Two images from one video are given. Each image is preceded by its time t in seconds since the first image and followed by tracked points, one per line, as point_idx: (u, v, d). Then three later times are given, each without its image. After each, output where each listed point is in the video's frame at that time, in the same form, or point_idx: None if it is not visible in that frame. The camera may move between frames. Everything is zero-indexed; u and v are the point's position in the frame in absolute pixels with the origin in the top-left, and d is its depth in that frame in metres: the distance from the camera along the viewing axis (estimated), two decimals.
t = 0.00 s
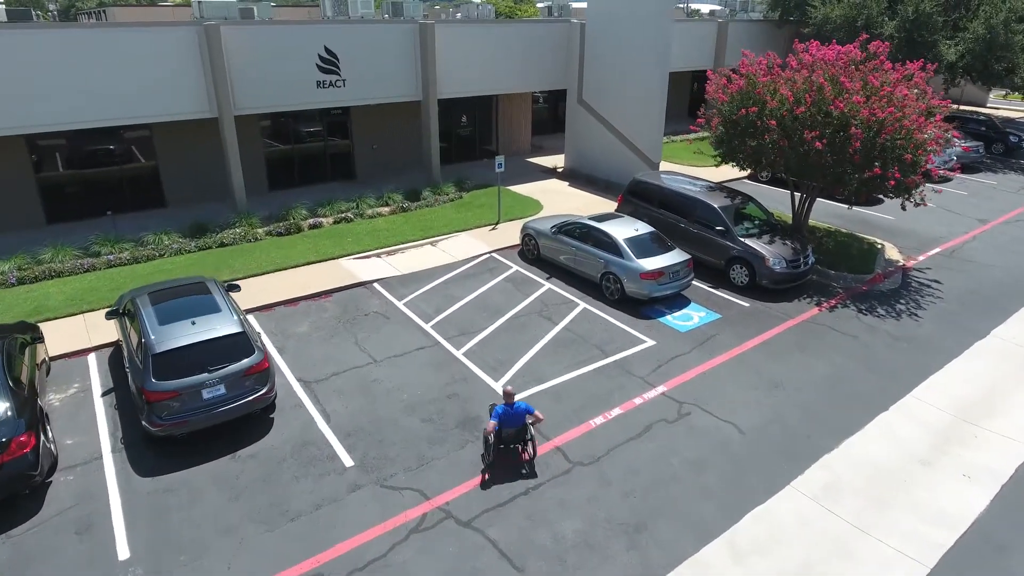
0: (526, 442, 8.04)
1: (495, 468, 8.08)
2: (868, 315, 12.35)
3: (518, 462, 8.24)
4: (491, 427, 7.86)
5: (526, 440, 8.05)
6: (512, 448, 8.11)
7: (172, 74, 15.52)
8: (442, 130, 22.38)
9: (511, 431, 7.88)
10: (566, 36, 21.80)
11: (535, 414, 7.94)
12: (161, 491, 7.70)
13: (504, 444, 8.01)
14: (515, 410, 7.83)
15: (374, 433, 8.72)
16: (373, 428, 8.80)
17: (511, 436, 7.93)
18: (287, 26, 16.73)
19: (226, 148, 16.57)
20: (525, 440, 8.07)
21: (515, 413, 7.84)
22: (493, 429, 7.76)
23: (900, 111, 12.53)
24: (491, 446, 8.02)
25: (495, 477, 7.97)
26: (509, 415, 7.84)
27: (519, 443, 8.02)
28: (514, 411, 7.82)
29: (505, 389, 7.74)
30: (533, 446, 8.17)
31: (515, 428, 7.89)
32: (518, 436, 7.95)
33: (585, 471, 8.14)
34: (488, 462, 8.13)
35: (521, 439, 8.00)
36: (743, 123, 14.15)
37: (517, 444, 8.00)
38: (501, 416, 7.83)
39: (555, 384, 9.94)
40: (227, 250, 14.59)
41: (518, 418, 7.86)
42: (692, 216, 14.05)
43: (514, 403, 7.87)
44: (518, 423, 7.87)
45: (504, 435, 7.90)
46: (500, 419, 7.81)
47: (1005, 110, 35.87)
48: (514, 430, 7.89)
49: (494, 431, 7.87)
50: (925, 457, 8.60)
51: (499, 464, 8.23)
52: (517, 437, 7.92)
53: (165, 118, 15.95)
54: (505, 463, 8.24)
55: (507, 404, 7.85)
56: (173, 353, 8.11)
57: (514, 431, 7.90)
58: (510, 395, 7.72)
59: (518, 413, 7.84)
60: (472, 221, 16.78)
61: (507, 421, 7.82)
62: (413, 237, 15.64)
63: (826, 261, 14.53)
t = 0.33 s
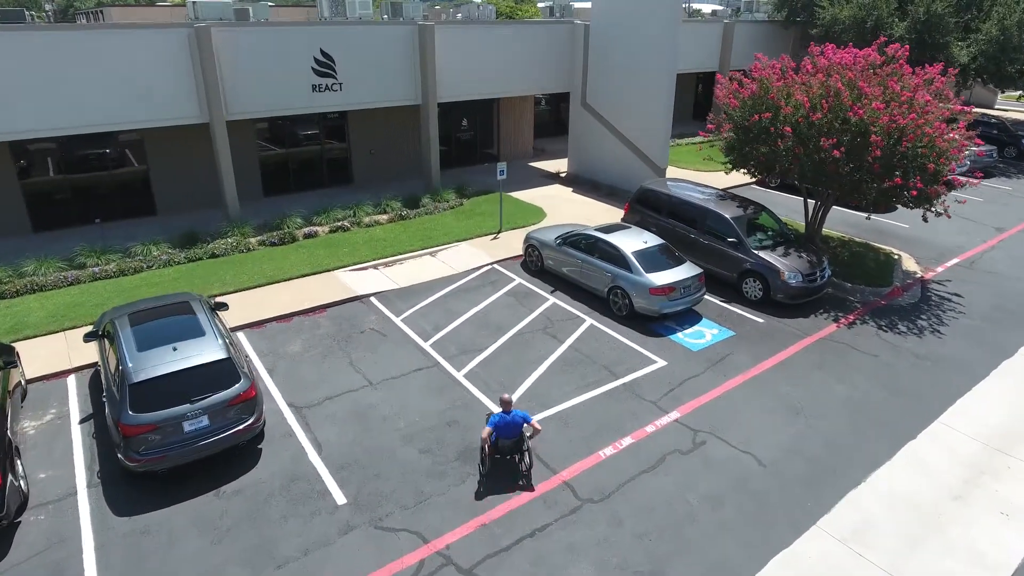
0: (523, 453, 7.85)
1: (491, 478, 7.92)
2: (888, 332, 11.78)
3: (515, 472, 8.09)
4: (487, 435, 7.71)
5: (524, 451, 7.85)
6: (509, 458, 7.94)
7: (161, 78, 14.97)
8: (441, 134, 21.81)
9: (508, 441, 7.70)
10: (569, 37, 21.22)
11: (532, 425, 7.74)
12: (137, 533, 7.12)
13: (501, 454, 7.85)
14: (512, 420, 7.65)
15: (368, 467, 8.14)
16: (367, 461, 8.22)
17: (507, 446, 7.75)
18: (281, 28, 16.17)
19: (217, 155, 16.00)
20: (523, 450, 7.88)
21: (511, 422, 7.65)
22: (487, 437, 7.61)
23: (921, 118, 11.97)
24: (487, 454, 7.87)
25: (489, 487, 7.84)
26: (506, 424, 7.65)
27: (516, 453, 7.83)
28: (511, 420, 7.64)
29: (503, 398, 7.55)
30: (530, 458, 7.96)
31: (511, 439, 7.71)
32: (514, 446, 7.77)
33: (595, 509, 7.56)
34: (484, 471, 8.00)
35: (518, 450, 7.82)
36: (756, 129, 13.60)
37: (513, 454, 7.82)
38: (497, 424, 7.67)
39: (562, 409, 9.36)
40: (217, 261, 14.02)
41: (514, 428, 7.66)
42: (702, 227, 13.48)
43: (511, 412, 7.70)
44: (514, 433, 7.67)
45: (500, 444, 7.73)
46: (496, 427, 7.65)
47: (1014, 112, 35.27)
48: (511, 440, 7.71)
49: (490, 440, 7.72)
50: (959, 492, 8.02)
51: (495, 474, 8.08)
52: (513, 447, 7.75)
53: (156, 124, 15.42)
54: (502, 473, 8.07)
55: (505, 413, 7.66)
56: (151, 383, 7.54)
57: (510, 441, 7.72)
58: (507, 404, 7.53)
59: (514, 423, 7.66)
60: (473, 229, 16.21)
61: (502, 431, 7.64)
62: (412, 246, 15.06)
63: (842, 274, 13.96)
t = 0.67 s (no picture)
0: (519, 462, 7.71)
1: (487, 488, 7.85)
2: (910, 352, 11.21)
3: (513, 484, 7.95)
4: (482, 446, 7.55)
5: (520, 461, 7.71)
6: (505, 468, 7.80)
7: (148, 84, 14.36)
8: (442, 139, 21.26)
9: (504, 452, 7.54)
10: (573, 40, 20.65)
11: (529, 436, 7.57)
12: None
13: (497, 464, 7.70)
14: (507, 431, 7.48)
15: (362, 506, 7.57)
16: (361, 499, 7.65)
17: (503, 457, 7.59)
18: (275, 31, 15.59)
19: (208, 163, 15.41)
20: (519, 460, 7.74)
21: (507, 434, 7.48)
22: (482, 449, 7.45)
23: (947, 127, 11.39)
24: (483, 465, 7.75)
25: (486, 495, 7.78)
26: (502, 435, 7.49)
27: (512, 463, 7.69)
28: (506, 431, 7.48)
29: (500, 410, 7.35)
30: (525, 467, 7.86)
31: (507, 450, 7.55)
32: (510, 457, 7.62)
33: (608, 555, 6.99)
34: (480, 480, 7.91)
35: (514, 460, 7.67)
36: (770, 137, 13.00)
37: (509, 464, 7.68)
38: (492, 436, 7.51)
39: (570, 439, 8.79)
40: (208, 274, 13.45)
41: (510, 439, 7.50)
42: (714, 239, 12.91)
43: (508, 424, 7.52)
44: (510, 444, 7.52)
45: (496, 455, 7.57)
46: (491, 439, 7.49)
47: None
48: (507, 451, 7.55)
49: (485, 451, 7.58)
50: (999, 534, 7.44)
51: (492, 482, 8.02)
52: (509, 458, 7.59)
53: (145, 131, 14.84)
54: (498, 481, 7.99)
55: (501, 424, 7.48)
56: (128, 419, 6.96)
57: (506, 452, 7.56)
58: (503, 416, 7.32)
59: (511, 435, 7.49)
60: (474, 239, 15.63)
61: (498, 442, 7.48)
62: (411, 258, 14.48)
63: (859, 288, 13.40)
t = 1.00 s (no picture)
0: (517, 479, 7.56)
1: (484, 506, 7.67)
2: (935, 377, 10.65)
3: (513, 501, 7.77)
4: (479, 460, 7.44)
5: (518, 477, 7.55)
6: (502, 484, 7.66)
7: (136, 92, 13.79)
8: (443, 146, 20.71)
9: (501, 466, 7.42)
10: (577, 45, 20.07)
11: (528, 451, 7.42)
12: None
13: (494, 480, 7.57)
14: (505, 445, 7.36)
15: (355, 556, 7.00)
16: (354, 548, 7.08)
17: (500, 472, 7.46)
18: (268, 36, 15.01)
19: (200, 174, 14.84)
20: (517, 476, 7.59)
21: (504, 448, 7.36)
22: (479, 461, 7.35)
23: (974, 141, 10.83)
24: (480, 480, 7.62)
25: (481, 514, 7.59)
26: (499, 450, 7.37)
27: (510, 479, 7.54)
28: (504, 446, 7.36)
29: (497, 422, 7.25)
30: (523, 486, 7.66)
31: (504, 465, 7.42)
32: (508, 472, 7.48)
33: None
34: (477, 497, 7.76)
35: (512, 476, 7.53)
36: (785, 148, 12.43)
37: (506, 480, 7.53)
38: (489, 449, 7.40)
39: (578, 477, 8.23)
40: (198, 291, 12.88)
41: (508, 453, 7.37)
42: (727, 255, 12.34)
43: (505, 438, 7.41)
44: (507, 458, 7.39)
45: (493, 470, 7.46)
46: (489, 452, 7.39)
47: None
48: (504, 466, 7.42)
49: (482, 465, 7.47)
50: None
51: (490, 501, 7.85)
52: (506, 473, 7.45)
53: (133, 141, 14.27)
54: (495, 500, 7.82)
55: (498, 438, 7.37)
56: (98, 466, 6.39)
57: (503, 467, 7.44)
58: (500, 429, 7.22)
59: (508, 449, 7.37)
60: (475, 252, 15.06)
61: (495, 456, 7.36)
62: (409, 273, 13.91)
63: (877, 306, 12.83)
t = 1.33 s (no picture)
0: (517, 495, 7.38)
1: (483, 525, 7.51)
2: (962, 404, 10.06)
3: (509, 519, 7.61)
4: (478, 477, 7.25)
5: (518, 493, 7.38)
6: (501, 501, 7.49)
7: (123, 100, 13.21)
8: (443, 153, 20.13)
9: (500, 483, 7.23)
10: (581, 49, 19.46)
11: (528, 467, 7.23)
12: None
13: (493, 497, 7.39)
14: (504, 463, 7.15)
15: None
16: None
17: (500, 489, 7.27)
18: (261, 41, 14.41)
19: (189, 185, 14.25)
20: (517, 493, 7.42)
21: (503, 466, 7.15)
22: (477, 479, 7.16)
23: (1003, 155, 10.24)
24: (479, 497, 7.45)
25: (480, 533, 7.44)
26: (499, 468, 7.16)
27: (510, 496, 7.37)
28: (503, 464, 7.15)
29: (495, 439, 7.04)
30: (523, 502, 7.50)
31: (504, 483, 7.23)
32: (507, 490, 7.30)
33: None
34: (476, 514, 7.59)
35: (511, 492, 7.35)
36: (802, 160, 11.85)
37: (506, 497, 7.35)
38: (488, 467, 7.19)
39: (588, 522, 7.64)
40: (186, 310, 12.29)
41: (508, 471, 7.17)
42: (741, 273, 11.75)
43: (504, 455, 7.21)
44: (507, 476, 7.19)
45: (492, 488, 7.27)
46: (488, 470, 7.18)
47: None
48: (503, 483, 7.24)
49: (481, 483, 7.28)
50: None
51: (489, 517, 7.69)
52: (506, 491, 7.27)
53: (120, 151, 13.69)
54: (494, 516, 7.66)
55: (497, 455, 7.17)
56: (65, 523, 5.81)
57: (502, 485, 7.25)
58: (499, 446, 7.02)
59: (508, 467, 7.15)
60: (477, 267, 14.47)
61: (495, 474, 7.16)
62: (407, 289, 13.32)
63: (898, 326, 12.24)
